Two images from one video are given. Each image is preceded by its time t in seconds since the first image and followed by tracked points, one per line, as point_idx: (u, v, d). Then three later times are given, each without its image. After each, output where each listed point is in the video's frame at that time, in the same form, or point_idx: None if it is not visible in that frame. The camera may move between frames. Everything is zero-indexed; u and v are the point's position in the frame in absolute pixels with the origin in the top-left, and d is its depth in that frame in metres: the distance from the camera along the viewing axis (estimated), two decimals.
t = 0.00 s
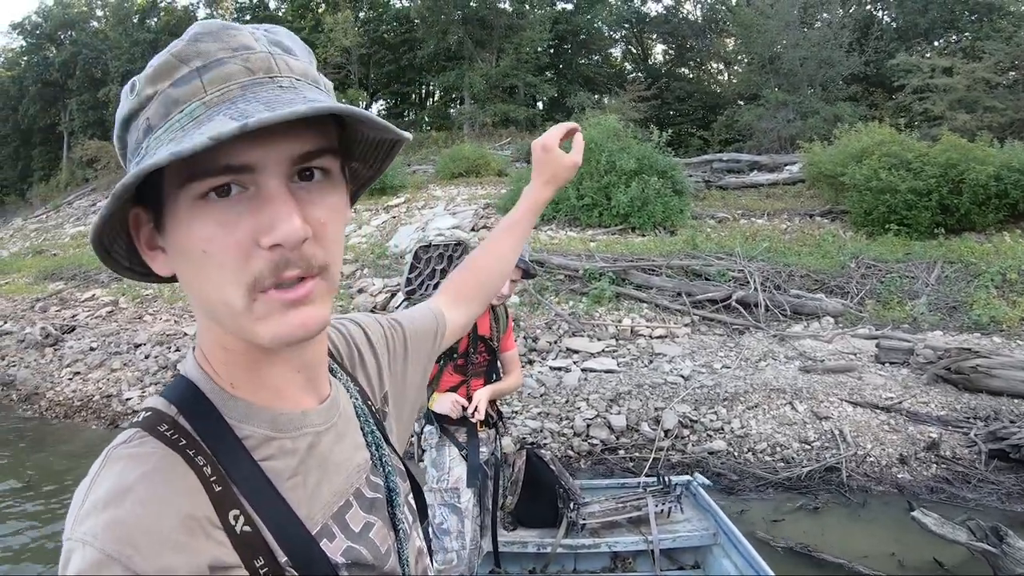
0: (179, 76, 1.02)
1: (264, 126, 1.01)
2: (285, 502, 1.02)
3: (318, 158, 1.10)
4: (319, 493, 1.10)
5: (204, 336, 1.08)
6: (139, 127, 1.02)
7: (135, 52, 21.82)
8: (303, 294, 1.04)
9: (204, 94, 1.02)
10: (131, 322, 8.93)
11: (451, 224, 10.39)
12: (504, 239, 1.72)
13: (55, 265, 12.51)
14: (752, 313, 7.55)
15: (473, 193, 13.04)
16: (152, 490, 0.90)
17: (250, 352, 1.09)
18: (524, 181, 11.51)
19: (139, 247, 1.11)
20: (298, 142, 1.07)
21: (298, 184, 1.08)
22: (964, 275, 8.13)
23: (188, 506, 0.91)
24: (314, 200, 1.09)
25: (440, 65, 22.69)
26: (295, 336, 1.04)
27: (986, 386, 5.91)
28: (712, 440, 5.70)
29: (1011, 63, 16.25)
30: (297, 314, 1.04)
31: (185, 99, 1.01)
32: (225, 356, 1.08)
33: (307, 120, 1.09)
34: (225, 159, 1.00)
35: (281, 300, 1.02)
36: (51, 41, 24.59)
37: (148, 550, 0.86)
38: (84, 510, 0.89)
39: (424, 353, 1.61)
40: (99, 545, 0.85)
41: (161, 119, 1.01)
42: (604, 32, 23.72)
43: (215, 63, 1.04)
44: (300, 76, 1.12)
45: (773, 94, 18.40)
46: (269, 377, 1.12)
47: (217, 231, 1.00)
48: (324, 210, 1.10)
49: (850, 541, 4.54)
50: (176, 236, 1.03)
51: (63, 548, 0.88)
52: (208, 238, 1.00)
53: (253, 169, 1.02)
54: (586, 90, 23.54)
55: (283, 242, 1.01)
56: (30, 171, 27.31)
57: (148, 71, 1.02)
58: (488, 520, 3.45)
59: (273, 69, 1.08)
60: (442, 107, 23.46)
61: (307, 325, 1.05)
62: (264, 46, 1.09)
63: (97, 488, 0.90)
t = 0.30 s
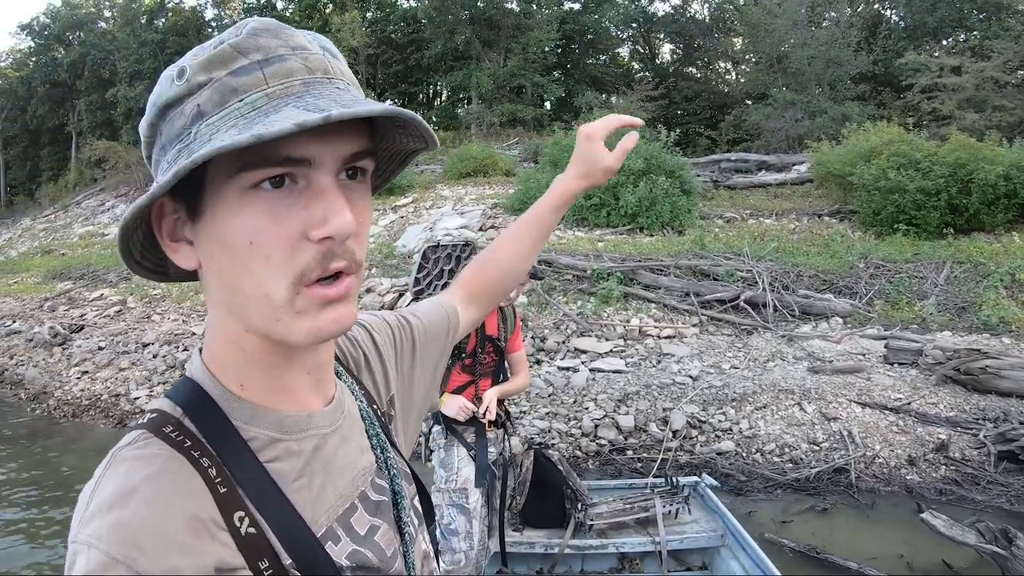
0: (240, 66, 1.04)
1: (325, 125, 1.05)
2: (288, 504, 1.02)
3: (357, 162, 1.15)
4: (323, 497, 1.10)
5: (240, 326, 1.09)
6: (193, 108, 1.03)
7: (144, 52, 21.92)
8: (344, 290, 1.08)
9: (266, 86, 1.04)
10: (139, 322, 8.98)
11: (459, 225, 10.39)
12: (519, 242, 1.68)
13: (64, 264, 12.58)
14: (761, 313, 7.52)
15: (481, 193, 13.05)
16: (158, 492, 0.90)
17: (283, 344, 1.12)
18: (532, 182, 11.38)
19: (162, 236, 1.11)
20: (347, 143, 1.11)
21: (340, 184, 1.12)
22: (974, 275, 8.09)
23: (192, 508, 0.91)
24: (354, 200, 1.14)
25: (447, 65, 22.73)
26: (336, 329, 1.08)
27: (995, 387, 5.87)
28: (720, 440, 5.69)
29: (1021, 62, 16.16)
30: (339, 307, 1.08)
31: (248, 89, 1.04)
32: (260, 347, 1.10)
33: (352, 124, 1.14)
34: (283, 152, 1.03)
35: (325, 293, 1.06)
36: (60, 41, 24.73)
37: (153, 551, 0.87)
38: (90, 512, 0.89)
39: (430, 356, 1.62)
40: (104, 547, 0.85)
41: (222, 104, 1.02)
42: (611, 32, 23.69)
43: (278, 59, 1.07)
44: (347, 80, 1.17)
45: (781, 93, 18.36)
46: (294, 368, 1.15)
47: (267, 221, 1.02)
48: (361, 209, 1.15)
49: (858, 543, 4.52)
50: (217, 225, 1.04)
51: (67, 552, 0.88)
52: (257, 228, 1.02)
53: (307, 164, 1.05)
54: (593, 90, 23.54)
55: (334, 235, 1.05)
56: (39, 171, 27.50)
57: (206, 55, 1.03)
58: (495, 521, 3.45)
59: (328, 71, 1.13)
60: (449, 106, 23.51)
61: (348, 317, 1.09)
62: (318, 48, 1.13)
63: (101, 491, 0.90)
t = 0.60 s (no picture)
0: (250, 65, 1.04)
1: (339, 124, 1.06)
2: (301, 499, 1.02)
3: (370, 158, 1.15)
4: (334, 491, 1.10)
5: (254, 328, 1.09)
6: (204, 107, 1.03)
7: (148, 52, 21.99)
8: (359, 289, 1.08)
9: (279, 84, 1.05)
10: (144, 321, 9.00)
11: (463, 224, 10.39)
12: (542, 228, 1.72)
13: (70, 264, 12.62)
14: (765, 313, 7.51)
15: (485, 193, 13.05)
16: (169, 487, 0.90)
17: (297, 342, 1.12)
18: (537, 181, 11.44)
19: (173, 238, 1.11)
20: (360, 141, 1.12)
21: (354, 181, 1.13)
22: (978, 276, 8.07)
23: (204, 503, 0.91)
24: (368, 196, 1.14)
25: (451, 65, 22.75)
26: (350, 327, 1.08)
27: (999, 388, 5.85)
28: (724, 440, 5.68)
29: None
30: (354, 305, 1.08)
31: (259, 87, 1.04)
32: (274, 347, 1.10)
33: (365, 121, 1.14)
34: (296, 152, 1.03)
35: (342, 292, 1.06)
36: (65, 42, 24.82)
37: (166, 546, 0.87)
38: (102, 506, 0.89)
39: (440, 351, 1.62)
40: (117, 540, 0.85)
41: (234, 101, 1.02)
42: (615, 32, 23.65)
43: (291, 55, 1.07)
44: (359, 75, 1.17)
45: (785, 93, 18.34)
46: (307, 362, 1.15)
47: (283, 221, 1.03)
48: (374, 206, 1.15)
49: (861, 543, 4.51)
50: (231, 226, 1.04)
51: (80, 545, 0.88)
52: (272, 229, 1.02)
53: (322, 163, 1.06)
54: (597, 90, 23.53)
55: (352, 235, 1.06)
56: (44, 170, 27.59)
57: (214, 53, 1.03)
58: (499, 518, 3.44)
59: (340, 67, 1.13)
60: (453, 107, 23.52)
61: (362, 315, 1.09)
62: (328, 43, 1.13)
63: (113, 484, 0.91)
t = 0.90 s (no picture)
0: (280, 64, 1.04)
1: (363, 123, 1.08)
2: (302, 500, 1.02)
3: (384, 160, 1.17)
4: (335, 492, 1.10)
5: (268, 323, 1.09)
6: (231, 101, 1.02)
7: (152, 54, 22.06)
8: (374, 284, 1.10)
9: (307, 85, 1.06)
10: (147, 323, 9.01)
11: (467, 227, 10.38)
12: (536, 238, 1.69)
13: (73, 266, 12.64)
14: (768, 316, 7.49)
15: (489, 195, 13.05)
16: (172, 488, 0.90)
17: (312, 339, 1.13)
18: (540, 183, 11.47)
19: (185, 235, 1.09)
20: (379, 142, 1.14)
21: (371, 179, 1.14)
22: (981, 279, 8.06)
23: (206, 504, 0.92)
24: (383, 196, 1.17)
25: (455, 67, 22.79)
26: (366, 323, 1.09)
27: (1001, 391, 5.83)
28: (727, 443, 5.67)
29: None
30: (370, 301, 1.09)
31: (288, 86, 1.04)
32: (286, 344, 1.10)
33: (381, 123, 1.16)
34: (322, 150, 1.05)
35: (360, 286, 1.07)
36: (68, 44, 24.90)
37: (169, 549, 0.87)
38: (104, 508, 0.89)
39: (438, 356, 1.62)
40: (119, 543, 0.85)
41: (262, 98, 1.03)
42: (619, 35, 23.66)
43: (316, 58, 1.08)
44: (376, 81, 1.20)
45: (788, 96, 18.33)
46: (316, 358, 1.15)
47: (305, 216, 1.03)
48: (388, 205, 1.17)
49: (864, 546, 4.50)
50: (252, 218, 1.03)
51: (81, 547, 0.88)
52: (296, 223, 1.02)
53: (346, 161, 1.07)
54: (600, 93, 23.53)
55: (373, 230, 1.07)
56: (48, 172, 27.69)
57: (246, 49, 1.03)
58: (502, 519, 3.47)
59: (360, 72, 1.15)
60: (457, 109, 23.56)
61: (378, 310, 1.11)
62: (349, 50, 1.16)
63: (116, 486, 0.91)
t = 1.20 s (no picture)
0: (264, 58, 1.04)
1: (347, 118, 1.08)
2: (291, 495, 1.02)
3: (367, 155, 1.18)
4: (325, 486, 1.10)
5: (251, 315, 1.09)
6: (211, 98, 1.02)
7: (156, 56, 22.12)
8: (356, 278, 1.09)
9: (291, 78, 1.06)
10: (152, 323, 9.04)
11: (471, 228, 10.38)
12: (493, 259, 1.66)
13: (78, 266, 12.69)
14: (773, 316, 7.47)
15: (492, 196, 13.04)
16: (162, 482, 0.90)
17: (296, 333, 1.13)
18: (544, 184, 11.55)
19: (170, 229, 1.09)
20: (362, 135, 1.14)
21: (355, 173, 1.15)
22: (987, 278, 8.03)
23: (197, 497, 0.91)
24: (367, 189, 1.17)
25: (459, 68, 22.82)
26: (350, 316, 1.09)
27: (1007, 391, 5.81)
28: (731, 443, 5.66)
29: None
30: (353, 294, 1.09)
31: (273, 80, 1.05)
32: (269, 338, 1.10)
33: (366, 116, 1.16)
34: (307, 143, 1.05)
35: (342, 280, 1.07)
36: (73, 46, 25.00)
37: (159, 544, 0.86)
38: (93, 503, 0.88)
39: (431, 358, 1.60)
40: (110, 538, 0.84)
41: (243, 92, 1.03)
42: (623, 35, 23.61)
43: (301, 52, 1.08)
44: (361, 75, 1.20)
45: (793, 96, 18.28)
46: (300, 351, 1.16)
47: (289, 211, 1.03)
48: (372, 199, 1.18)
49: (868, 547, 4.48)
50: (237, 212, 1.04)
51: (71, 543, 0.88)
52: (279, 217, 1.03)
53: (329, 156, 1.08)
54: (604, 94, 23.50)
55: (356, 223, 1.08)
56: (53, 173, 27.81)
57: (226, 44, 1.03)
58: (502, 518, 3.48)
59: (345, 66, 1.15)
60: (461, 110, 23.60)
61: (361, 302, 1.10)
62: (335, 44, 1.16)
63: (105, 480, 0.90)
